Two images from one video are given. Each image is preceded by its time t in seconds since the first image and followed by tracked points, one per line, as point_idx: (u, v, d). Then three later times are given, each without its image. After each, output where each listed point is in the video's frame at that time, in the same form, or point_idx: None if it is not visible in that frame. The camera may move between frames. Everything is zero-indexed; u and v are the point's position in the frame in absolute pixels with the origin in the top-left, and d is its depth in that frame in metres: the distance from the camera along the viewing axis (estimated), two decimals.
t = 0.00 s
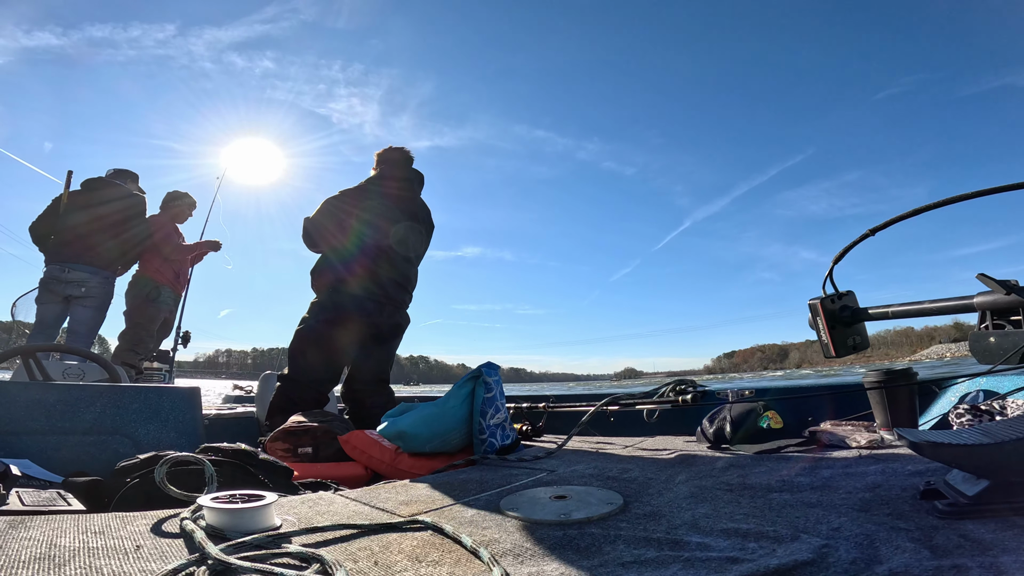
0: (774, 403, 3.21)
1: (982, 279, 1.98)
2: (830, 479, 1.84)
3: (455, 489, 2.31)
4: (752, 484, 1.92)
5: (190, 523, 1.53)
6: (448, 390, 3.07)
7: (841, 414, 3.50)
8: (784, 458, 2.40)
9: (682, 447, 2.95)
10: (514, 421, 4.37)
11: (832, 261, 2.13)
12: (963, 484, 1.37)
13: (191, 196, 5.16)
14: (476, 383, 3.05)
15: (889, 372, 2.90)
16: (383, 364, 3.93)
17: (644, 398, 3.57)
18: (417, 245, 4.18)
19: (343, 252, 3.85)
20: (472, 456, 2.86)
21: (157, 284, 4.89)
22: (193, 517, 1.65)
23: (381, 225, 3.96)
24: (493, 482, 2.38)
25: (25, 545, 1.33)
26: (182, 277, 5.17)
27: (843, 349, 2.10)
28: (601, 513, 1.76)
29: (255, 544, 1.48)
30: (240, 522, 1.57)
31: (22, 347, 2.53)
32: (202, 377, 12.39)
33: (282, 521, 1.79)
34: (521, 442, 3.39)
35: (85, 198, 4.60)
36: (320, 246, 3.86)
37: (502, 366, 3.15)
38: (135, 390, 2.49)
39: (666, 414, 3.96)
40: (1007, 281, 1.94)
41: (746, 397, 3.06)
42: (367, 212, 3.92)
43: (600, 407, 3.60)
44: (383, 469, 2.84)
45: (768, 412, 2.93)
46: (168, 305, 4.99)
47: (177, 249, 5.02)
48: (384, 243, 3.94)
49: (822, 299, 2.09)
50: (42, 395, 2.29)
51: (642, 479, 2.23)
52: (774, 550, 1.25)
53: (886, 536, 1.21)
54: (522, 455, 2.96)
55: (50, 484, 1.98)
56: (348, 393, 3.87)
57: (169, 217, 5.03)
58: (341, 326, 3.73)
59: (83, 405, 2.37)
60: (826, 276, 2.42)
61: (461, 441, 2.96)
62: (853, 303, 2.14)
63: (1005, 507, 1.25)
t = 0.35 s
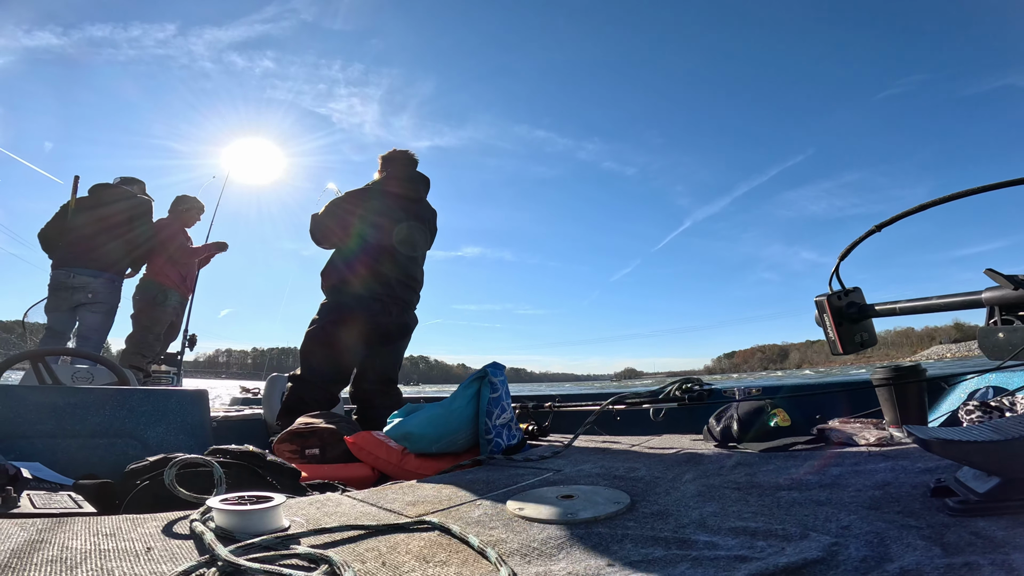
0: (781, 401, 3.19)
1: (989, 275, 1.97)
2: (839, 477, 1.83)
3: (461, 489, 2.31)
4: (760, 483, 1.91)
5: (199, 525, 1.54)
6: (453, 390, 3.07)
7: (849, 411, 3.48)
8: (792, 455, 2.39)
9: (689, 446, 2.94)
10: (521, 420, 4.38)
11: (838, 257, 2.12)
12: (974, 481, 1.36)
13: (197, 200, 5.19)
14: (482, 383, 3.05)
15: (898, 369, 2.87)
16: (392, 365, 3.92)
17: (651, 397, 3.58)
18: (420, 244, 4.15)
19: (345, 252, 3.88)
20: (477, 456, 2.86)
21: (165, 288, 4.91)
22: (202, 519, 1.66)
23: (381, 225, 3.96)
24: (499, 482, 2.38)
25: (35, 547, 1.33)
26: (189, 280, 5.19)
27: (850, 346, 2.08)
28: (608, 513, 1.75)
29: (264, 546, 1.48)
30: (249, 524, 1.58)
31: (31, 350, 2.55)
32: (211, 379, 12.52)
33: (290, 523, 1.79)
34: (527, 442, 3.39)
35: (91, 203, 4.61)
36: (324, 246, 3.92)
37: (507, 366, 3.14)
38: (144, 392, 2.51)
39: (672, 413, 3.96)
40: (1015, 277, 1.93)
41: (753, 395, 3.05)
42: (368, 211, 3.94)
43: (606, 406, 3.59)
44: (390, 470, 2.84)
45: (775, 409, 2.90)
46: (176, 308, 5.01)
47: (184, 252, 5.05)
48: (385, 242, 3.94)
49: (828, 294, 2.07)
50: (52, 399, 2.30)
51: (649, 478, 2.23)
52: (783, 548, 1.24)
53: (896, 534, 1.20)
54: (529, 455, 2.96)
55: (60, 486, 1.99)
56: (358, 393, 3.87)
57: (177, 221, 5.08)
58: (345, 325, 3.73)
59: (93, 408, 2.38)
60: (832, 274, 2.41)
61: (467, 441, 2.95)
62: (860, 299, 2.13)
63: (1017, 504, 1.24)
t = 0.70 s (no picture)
0: (786, 393, 3.18)
1: (994, 265, 1.96)
2: (844, 470, 1.83)
3: (467, 484, 2.32)
4: (765, 476, 1.91)
5: (208, 522, 1.55)
6: (457, 386, 3.08)
7: (854, 403, 3.47)
8: (797, 448, 2.39)
9: (694, 439, 2.94)
10: (525, 415, 4.39)
11: (842, 250, 2.11)
12: (979, 472, 1.36)
13: (204, 200, 5.19)
14: (486, 378, 3.06)
15: (903, 361, 2.87)
16: (397, 360, 3.96)
17: (655, 390, 3.58)
18: (424, 242, 4.13)
19: (347, 250, 3.88)
20: (482, 451, 2.87)
21: (173, 287, 4.92)
22: (211, 517, 1.67)
23: (382, 222, 3.95)
24: (505, 476, 2.38)
25: (47, 547, 1.35)
26: (198, 280, 5.20)
27: (854, 338, 2.07)
28: (613, 506, 1.76)
29: (272, 543, 1.50)
30: (257, 521, 1.59)
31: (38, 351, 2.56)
32: (215, 376, 12.59)
33: (298, 519, 1.80)
34: (532, 437, 3.39)
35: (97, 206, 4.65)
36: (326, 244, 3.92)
37: (511, 361, 3.15)
38: (151, 392, 2.52)
39: (676, 406, 3.96)
40: (1020, 266, 1.91)
41: (758, 388, 3.04)
42: (369, 209, 3.94)
43: (611, 399, 3.60)
44: (396, 466, 2.86)
45: (778, 401, 2.78)
46: (183, 308, 5.01)
47: (191, 251, 5.06)
48: (387, 238, 3.93)
49: (832, 286, 2.06)
50: (60, 399, 2.31)
51: (654, 472, 2.23)
52: (789, 541, 1.24)
53: (902, 526, 1.20)
54: (533, 449, 2.97)
55: (70, 486, 2.00)
56: (364, 389, 3.89)
57: (186, 221, 5.10)
58: (348, 322, 3.74)
59: (101, 408, 2.40)
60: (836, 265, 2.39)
61: (472, 436, 2.96)
62: (864, 290, 2.12)
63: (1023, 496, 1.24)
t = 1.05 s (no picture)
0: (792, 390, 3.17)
1: (999, 260, 1.94)
2: (850, 467, 1.82)
3: (472, 484, 2.32)
4: (771, 473, 1.91)
5: (215, 523, 1.56)
6: (461, 386, 3.08)
7: (860, 400, 3.46)
8: (802, 445, 2.39)
9: (698, 437, 2.94)
10: (529, 414, 4.38)
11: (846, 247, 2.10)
12: (986, 469, 1.36)
13: (211, 202, 5.19)
14: (490, 378, 3.05)
15: (908, 358, 2.86)
16: (400, 361, 3.96)
17: (659, 388, 3.57)
18: (425, 243, 4.13)
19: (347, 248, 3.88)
20: (487, 451, 2.87)
21: (178, 289, 4.94)
22: (218, 518, 1.67)
23: (382, 222, 3.95)
24: (509, 476, 2.38)
25: (55, 549, 1.35)
26: (202, 282, 5.21)
27: (859, 335, 2.06)
28: (618, 505, 1.76)
29: (278, 544, 1.50)
30: (263, 522, 1.59)
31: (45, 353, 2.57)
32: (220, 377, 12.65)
33: (303, 520, 1.81)
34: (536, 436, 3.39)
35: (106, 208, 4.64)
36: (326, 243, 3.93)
37: (515, 360, 3.15)
38: (158, 394, 2.54)
39: (680, 404, 3.96)
40: None
41: (763, 385, 3.03)
42: (369, 207, 3.94)
43: (615, 398, 3.59)
44: (400, 466, 2.86)
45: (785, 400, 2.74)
46: (188, 309, 5.03)
47: (198, 253, 5.08)
48: (387, 238, 3.93)
49: (836, 283, 2.06)
50: (66, 401, 2.32)
51: (659, 470, 2.22)
52: (795, 539, 1.24)
53: (910, 524, 1.20)
54: (538, 448, 2.97)
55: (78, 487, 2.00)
56: (368, 390, 3.89)
57: (191, 223, 5.13)
58: (349, 322, 3.72)
59: (109, 409, 2.41)
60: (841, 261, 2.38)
61: (476, 436, 2.96)
62: (868, 287, 2.11)
63: None
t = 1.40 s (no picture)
0: (800, 396, 3.15)
1: (1009, 263, 1.92)
2: (859, 473, 1.80)
3: (477, 489, 2.31)
4: (778, 479, 1.89)
5: (220, 528, 1.56)
6: (466, 391, 3.07)
7: (867, 405, 3.43)
8: (810, 451, 2.36)
9: (705, 442, 2.92)
10: (535, 420, 4.37)
11: (853, 251, 2.08)
12: (996, 473, 1.34)
13: (212, 206, 5.23)
14: (495, 383, 3.05)
15: (917, 362, 2.83)
16: (405, 367, 3.93)
17: (665, 394, 3.55)
18: (426, 246, 4.12)
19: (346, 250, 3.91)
20: (491, 457, 2.85)
21: (183, 294, 4.97)
22: (223, 522, 1.67)
23: (381, 223, 3.95)
24: (515, 481, 2.37)
25: (61, 552, 1.35)
26: (207, 287, 5.25)
27: (867, 340, 2.04)
28: (624, 511, 1.74)
29: (283, 548, 1.50)
30: (267, 526, 1.59)
31: (54, 358, 2.58)
32: (226, 382, 12.71)
33: (308, 525, 1.80)
34: (541, 441, 3.37)
35: (114, 216, 4.64)
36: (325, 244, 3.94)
37: (520, 366, 3.14)
38: (165, 398, 2.55)
39: (686, 409, 3.94)
40: None
41: (770, 391, 3.01)
42: (368, 209, 3.97)
43: (621, 403, 3.58)
44: (404, 471, 2.85)
45: (791, 406, 2.74)
46: (193, 315, 5.06)
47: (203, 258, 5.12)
48: (386, 239, 3.93)
49: (843, 288, 2.04)
50: (74, 405, 2.33)
51: (665, 476, 2.21)
52: (804, 544, 1.23)
53: (920, 529, 1.18)
54: (543, 454, 2.95)
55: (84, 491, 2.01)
56: (372, 398, 3.88)
57: (195, 228, 5.17)
58: (348, 323, 3.74)
59: (117, 413, 2.42)
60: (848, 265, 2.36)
61: (481, 442, 2.95)
62: (876, 291, 2.09)
63: None
